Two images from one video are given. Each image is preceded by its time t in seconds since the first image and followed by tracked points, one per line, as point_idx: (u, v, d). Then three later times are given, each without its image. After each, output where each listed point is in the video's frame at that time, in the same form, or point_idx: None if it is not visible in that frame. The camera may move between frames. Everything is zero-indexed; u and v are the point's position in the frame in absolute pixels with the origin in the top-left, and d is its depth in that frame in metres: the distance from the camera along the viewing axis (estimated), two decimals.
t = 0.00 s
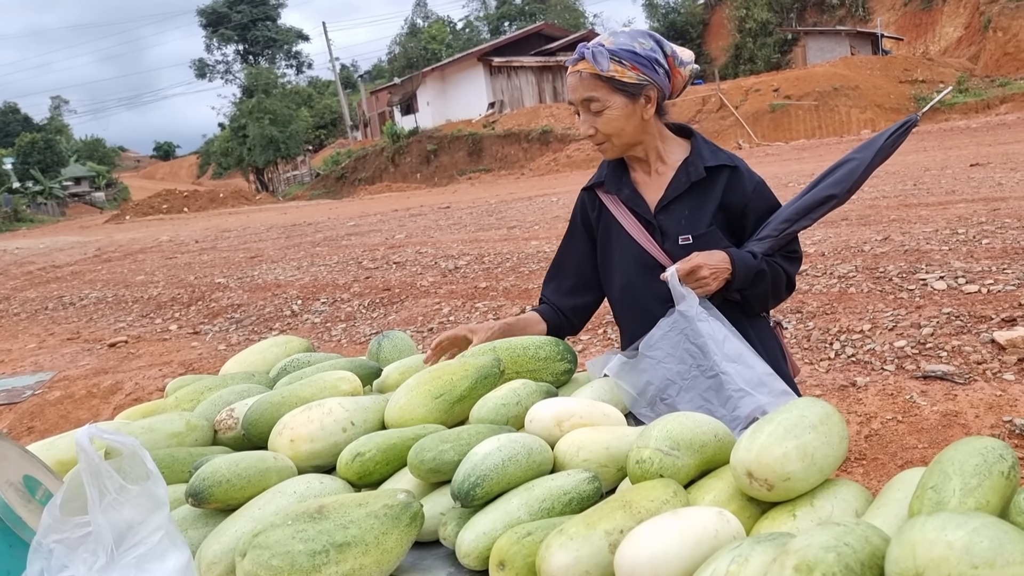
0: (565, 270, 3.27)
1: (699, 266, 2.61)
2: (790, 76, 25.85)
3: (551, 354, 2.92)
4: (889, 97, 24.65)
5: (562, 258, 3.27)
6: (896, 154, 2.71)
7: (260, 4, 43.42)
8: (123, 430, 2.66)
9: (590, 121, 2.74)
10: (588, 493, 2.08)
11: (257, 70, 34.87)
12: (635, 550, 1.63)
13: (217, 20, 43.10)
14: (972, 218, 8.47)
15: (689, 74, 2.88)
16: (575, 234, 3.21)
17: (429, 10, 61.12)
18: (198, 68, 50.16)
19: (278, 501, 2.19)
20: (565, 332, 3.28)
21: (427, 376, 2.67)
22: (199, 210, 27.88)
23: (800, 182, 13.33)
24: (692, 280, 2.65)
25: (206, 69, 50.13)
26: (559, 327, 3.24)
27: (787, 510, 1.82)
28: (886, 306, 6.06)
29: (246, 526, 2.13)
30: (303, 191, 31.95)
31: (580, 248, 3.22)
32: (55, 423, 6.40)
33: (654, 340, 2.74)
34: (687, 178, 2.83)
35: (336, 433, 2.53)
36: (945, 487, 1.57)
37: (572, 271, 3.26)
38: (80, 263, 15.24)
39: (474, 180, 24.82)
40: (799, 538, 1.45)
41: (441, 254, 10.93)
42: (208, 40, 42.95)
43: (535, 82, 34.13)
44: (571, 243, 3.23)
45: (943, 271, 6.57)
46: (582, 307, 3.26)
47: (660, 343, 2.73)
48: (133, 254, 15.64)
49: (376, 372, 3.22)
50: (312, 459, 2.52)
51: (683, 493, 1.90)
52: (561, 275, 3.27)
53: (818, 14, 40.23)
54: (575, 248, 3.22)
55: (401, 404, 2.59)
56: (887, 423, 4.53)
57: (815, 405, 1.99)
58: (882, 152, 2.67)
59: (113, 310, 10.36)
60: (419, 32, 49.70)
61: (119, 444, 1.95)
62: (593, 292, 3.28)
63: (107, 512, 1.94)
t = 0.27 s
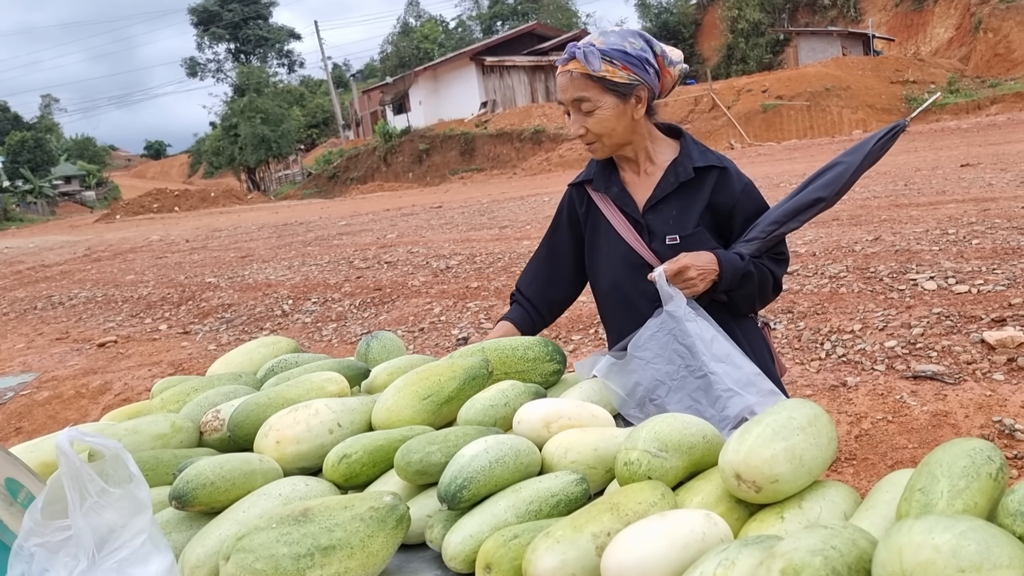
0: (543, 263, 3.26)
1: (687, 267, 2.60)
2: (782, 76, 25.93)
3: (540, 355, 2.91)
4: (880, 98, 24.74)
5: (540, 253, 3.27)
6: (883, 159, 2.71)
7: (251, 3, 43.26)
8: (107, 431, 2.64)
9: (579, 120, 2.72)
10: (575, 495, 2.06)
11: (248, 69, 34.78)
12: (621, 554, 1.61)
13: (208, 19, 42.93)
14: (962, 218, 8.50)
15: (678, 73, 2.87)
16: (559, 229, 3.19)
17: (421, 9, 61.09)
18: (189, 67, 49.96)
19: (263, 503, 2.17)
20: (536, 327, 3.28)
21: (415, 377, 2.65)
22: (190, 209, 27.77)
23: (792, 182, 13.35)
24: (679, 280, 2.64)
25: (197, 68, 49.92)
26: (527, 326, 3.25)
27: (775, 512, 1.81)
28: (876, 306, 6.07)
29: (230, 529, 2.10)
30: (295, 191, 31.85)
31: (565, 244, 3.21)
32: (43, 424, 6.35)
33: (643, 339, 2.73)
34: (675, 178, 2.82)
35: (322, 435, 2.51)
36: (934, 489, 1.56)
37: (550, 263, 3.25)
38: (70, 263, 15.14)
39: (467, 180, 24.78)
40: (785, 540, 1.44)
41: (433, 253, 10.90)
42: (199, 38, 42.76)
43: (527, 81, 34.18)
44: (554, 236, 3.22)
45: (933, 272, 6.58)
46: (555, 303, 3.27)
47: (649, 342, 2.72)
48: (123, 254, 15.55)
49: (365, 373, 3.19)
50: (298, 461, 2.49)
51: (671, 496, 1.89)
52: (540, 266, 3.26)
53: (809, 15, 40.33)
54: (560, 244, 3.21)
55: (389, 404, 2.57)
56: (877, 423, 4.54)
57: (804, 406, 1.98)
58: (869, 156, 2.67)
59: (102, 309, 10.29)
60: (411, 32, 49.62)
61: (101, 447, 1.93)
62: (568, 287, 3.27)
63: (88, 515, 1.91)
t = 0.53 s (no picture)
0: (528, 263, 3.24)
1: (683, 266, 2.58)
2: (774, 77, 26.00)
3: (532, 357, 2.90)
4: (871, 99, 24.84)
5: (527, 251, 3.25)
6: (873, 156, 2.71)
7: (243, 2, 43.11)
8: (94, 435, 2.61)
9: (579, 120, 2.70)
10: (566, 499, 2.05)
11: (240, 69, 34.68)
12: (613, 559, 1.60)
13: (200, 18, 42.75)
14: (952, 219, 8.54)
15: (672, 77, 2.87)
16: (549, 229, 3.17)
17: (414, 9, 61.04)
18: (181, 67, 49.72)
19: (251, 507, 2.15)
20: (519, 325, 3.30)
21: (406, 380, 2.63)
22: (181, 209, 27.64)
23: (783, 184, 13.39)
24: (675, 279, 2.61)
25: (189, 68, 49.70)
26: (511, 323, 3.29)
27: (766, 516, 1.80)
28: (867, 308, 6.08)
29: (218, 533, 2.08)
30: (287, 191, 31.74)
31: (554, 244, 3.19)
32: (31, 425, 6.29)
33: (638, 339, 2.71)
34: (669, 178, 2.82)
35: (312, 438, 2.49)
36: (925, 493, 1.55)
37: (535, 263, 3.23)
38: (60, 262, 15.06)
39: (459, 180, 24.77)
40: (778, 546, 1.43)
41: (425, 254, 10.88)
42: (190, 37, 42.58)
43: (520, 81, 34.22)
44: (543, 235, 3.20)
45: (924, 273, 6.60)
46: (539, 303, 3.26)
47: (643, 343, 2.71)
48: (114, 254, 15.46)
49: (355, 374, 3.17)
50: (288, 464, 2.47)
51: (662, 499, 1.88)
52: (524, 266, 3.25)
53: (801, 16, 40.45)
54: (550, 245, 3.19)
55: (379, 408, 2.55)
56: (868, 425, 4.54)
57: (795, 409, 1.98)
58: (858, 154, 2.68)
59: (92, 310, 10.23)
60: (404, 32, 49.55)
61: (86, 451, 1.90)
62: (554, 287, 3.26)
63: (73, 521, 1.89)
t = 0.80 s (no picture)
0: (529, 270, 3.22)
1: (682, 266, 2.58)
2: (767, 80, 26.08)
3: (526, 360, 2.89)
4: (864, 102, 24.93)
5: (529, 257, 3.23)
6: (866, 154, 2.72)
7: (237, 3, 43.03)
8: (84, 438, 2.58)
9: (583, 120, 2.68)
10: (561, 503, 2.04)
11: (233, 69, 34.58)
12: (608, 565, 1.59)
13: (193, 19, 42.61)
14: (944, 222, 8.57)
15: (670, 84, 2.87)
16: (546, 234, 3.16)
17: (407, 10, 61.06)
18: (173, 67, 49.56)
19: (243, 512, 2.13)
20: (525, 332, 3.28)
21: (399, 383, 2.61)
22: (174, 210, 27.55)
23: (776, 186, 13.42)
24: (673, 280, 2.61)
25: (182, 68, 49.54)
26: (517, 330, 3.26)
27: (762, 521, 1.80)
28: (860, 310, 6.10)
29: (209, 538, 2.06)
30: (280, 192, 31.67)
31: (550, 251, 3.17)
32: (22, 427, 6.25)
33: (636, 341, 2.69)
34: (663, 181, 2.82)
35: (305, 442, 2.47)
36: (922, 498, 1.55)
37: (536, 269, 3.21)
38: (51, 263, 14.99)
39: (452, 182, 24.74)
40: (774, 552, 1.42)
41: (418, 255, 10.86)
42: (183, 38, 42.46)
43: (513, 83, 34.20)
44: (541, 242, 3.19)
45: (917, 275, 6.62)
46: (543, 309, 3.24)
47: (642, 344, 2.68)
48: (106, 254, 15.39)
49: (349, 378, 3.15)
50: (279, 468, 2.45)
51: (658, 503, 1.87)
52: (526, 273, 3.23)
53: (794, 19, 40.57)
54: (546, 250, 3.18)
55: (372, 411, 2.54)
56: (861, 427, 4.55)
57: (790, 413, 1.97)
58: (852, 151, 2.68)
59: (84, 311, 10.17)
60: (398, 33, 49.52)
61: (76, 456, 1.89)
62: (558, 294, 3.24)
63: (63, 526, 1.88)
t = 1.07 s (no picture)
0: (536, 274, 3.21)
1: (680, 269, 2.56)
2: (764, 83, 26.14)
3: (525, 363, 2.88)
4: (861, 105, 24.98)
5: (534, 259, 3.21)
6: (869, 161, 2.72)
7: (235, 5, 43.05)
8: (82, 441, 2.58)
9: (596, 125, 2.67)
10: (561, 506, 2.03)
11: (231, 71, 34.58)
12: (609, 567, 1.59)
13: (191, 20, 42.56)
14: (942, 225, 8.58)
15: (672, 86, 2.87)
16: (549, 238, 3.15)
17: (405, 13, 61.14)
18: (171, 69, 49.52)
19: (242, 515, 2.13)
20: (530, 334, 3.25)
21: (398, 386, 2.61)
22: (171, 212, 27.51)
23: (774, 189, 13.44)
24: (672, 283, 2.59)
25: (179, 70, 49.52)
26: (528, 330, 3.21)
27: (762, 524, 1.80)
28: (858, 313, 6.10)
29: (208, 541, 2.06)
30: (277, 194, 31.65)
31: (551, 252, 3.17)
32: (18, 429, 6.23)
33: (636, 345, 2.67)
34: (663, 184, 2.82)
35: (304, 445, 2.47)
36: (922, 502, 1.55)
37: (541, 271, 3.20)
38: (48, 265, 14.96)
39: (450, 184, 24.74)
40: (775, 556, 1.42)
41: (416, 258, 10.86)
42: (181, 40, 42.44)
43: (511, 85, 33.99)
44: (544, 246, 3.18)
45: (915, 278, 6.63)
46: (549, 311, 3.22)
47: (641, 348, 2.67)
48: (103, 256, 15.37)
49: (348, 380, 3.15)
50: (278, 471, 2.45)
51: (657, 507, 1.87)
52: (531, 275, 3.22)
53: (791, 22, 40.63)
54: (549, 249, 3.17)
55: (371, 413, 2.54)
56: (860, 430, 4.55)
57: (791, 417, 1.97)
58: (856, 157, 2.67)
59: (81, 313, 10.16)
60: (395, 35, 49.56)
61: (74, 459, 1.88)
62: (564, 297, 3.23)
63: (61, 529, 1.88)
